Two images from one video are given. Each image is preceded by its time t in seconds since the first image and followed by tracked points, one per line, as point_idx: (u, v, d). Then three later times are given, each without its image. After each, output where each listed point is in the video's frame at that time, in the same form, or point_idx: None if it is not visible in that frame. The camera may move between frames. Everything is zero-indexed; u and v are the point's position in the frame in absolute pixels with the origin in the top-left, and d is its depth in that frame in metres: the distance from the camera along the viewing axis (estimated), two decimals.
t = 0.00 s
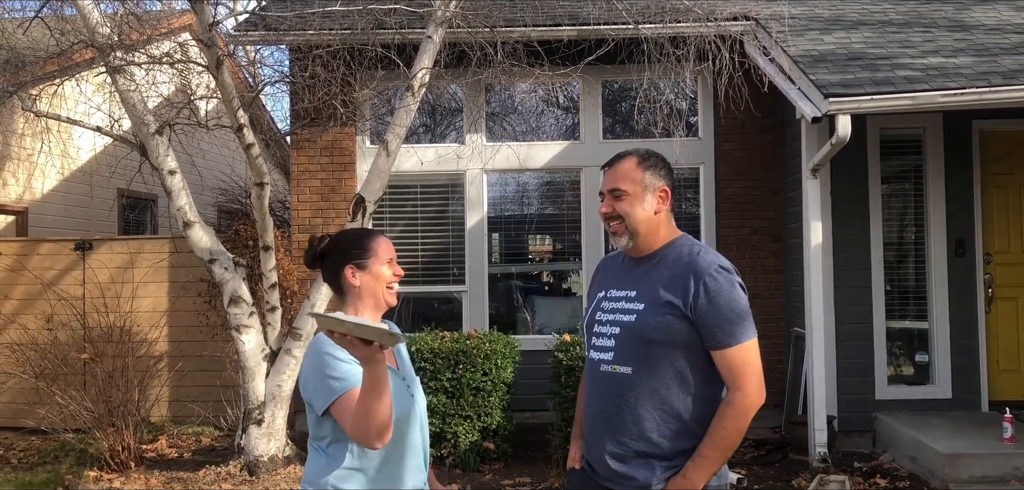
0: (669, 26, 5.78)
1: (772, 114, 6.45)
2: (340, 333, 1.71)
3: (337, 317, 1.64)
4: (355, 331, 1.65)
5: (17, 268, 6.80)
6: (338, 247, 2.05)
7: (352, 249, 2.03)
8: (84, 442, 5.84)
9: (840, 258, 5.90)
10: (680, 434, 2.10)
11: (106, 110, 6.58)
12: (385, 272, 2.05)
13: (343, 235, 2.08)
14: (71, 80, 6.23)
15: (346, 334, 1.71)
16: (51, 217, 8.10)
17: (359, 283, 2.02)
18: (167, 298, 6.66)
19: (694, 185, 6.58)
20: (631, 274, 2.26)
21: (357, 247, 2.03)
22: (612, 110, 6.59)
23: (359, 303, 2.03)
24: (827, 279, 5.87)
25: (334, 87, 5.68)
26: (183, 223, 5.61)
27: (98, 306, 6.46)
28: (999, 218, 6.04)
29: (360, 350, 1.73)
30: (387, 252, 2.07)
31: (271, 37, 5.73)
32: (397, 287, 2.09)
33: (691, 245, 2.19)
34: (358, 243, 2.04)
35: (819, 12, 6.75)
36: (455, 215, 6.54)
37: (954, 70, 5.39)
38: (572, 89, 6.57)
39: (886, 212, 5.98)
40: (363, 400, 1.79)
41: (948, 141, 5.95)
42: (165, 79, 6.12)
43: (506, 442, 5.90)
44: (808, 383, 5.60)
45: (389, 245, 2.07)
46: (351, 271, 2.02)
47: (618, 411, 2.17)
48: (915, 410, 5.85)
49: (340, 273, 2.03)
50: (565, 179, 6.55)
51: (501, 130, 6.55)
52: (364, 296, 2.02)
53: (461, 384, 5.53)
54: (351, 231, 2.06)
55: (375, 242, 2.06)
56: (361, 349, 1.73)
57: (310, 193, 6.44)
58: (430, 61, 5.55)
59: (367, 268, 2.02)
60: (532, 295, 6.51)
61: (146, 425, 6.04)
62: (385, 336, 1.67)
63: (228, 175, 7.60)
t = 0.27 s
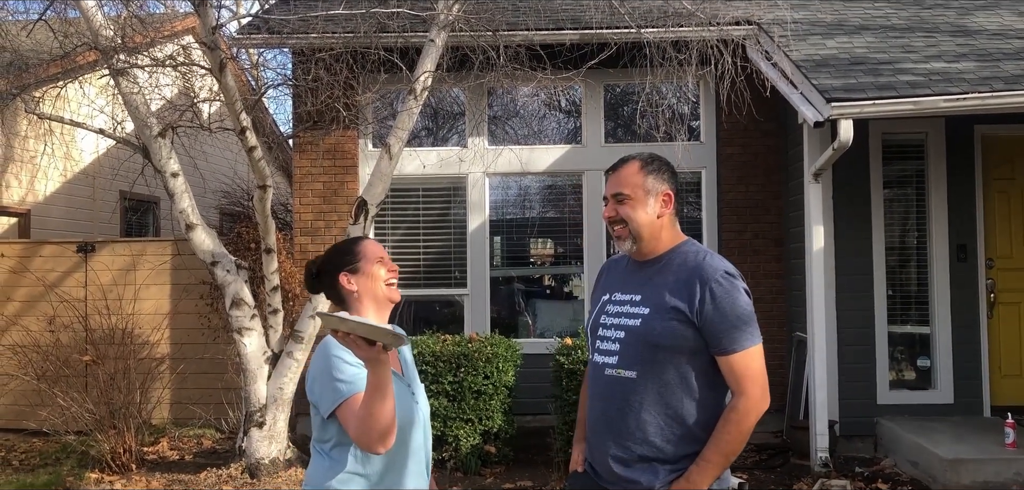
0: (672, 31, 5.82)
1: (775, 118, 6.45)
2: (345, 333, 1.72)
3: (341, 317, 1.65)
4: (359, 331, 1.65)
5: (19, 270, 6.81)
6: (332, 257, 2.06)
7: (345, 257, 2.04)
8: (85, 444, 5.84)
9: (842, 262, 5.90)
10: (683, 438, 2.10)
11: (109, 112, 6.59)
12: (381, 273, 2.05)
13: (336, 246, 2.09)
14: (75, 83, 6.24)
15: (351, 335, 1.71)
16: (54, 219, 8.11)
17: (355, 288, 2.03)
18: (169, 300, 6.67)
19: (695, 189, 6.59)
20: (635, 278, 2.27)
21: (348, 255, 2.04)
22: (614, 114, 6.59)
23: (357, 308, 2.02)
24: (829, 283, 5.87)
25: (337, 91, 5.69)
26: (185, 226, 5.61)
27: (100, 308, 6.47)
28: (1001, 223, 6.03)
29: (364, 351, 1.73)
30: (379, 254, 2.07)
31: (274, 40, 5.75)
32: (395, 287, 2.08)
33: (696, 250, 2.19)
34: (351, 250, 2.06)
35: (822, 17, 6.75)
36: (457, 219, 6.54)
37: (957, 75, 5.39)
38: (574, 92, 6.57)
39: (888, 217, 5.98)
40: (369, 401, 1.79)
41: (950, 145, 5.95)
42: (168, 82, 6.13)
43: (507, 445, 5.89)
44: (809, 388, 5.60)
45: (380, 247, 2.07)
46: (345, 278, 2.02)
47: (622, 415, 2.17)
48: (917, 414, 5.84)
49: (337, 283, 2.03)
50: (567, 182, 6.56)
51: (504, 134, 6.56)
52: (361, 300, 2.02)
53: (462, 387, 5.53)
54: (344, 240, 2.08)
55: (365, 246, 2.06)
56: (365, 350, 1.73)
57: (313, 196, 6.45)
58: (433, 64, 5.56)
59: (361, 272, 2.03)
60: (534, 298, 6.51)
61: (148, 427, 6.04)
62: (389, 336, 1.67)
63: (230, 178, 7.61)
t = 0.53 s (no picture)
0: (674, 34, 5.83)
1: (777, 122, 6.45)
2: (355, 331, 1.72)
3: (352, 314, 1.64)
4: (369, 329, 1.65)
5: (21, 272, 6.81)
6: (329, 267, 2.07)
7: (341, 264, 2.04)
8: (87, 446, 5.84)
9: (844, 266, 5.90)
10: (682, 440, 2.09)
11: (111, 114, 6.59)
12: (376, 277, 2.05)
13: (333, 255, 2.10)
14: (77, 85, 6.25)
15: (360, 333, 1.71)
16: (56, 221, 8.12)
17: (353, 294, 2.02)
18: (171, 302, 6.67)
19: (697, 192, 6.59)
20: (635, 281, 2.27)
21: (343, 262, 2.04)
22: (616, 117, 6.58)
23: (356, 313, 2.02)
24: (831, 287, 5.86)
25: (339, 93, 5.69)
26: (187, 228, 5.61)
27: (102, 310, 6.47)
28: (1003, 227, 6.03)
29: (372, 349, 1.72)
30: (373, 258, 2.07)
31: (276, 43, 5.76)
32: (393, 290, 2.07)
33: (696, 253, 2.19)
34: (348, 257, 2.06)
35: (823, 20, 6.75)
36: (459, 221, 6.54)
37: (959, 79, 5.39)
38: (575, 96, 6.57)
39: (890, 220, 5.98)
40: (375, 401, 1.78)
41: (952, 149, 5.94)
42: (171, 84, 6.14)
43: (508, 448, 5.89)
44: (811, 391, 5.60)
45: (375, 251, 2.07)
46: (342, 285, 2.02)
47: (621, 417, 2.17)
48: (919, 418, 5.84)
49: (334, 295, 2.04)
50: (568, 185, 6.56)
51: (505, 137, 6.56)
52: (358, 305, 2.01)
53: (463, 390, 5.53)
54: (339, 250, 2.08)
55: (358, 251, 2.06)
56: (372, 349, 1.73)
57: (314, 199, 6.45)
58: (435, 67, 5.56)
59: (358, 277, 2.03)
60: (535, 301, 6.51)
61: (149, 430, 6.04)
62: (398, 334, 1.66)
63: (232, 180, 7.61)
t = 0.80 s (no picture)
0: (675, 34, 5.83)
1: (778, 121, 6.43)
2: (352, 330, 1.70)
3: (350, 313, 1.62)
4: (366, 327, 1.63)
5: (21, 273, 6.80)
6: (341, 260, 2.03)
7: (354, 260, 2.02)
8: (87, 447, 5.83)
9: (846, 266, 5.89)
10: (680, 440, 2.08)
11: (112, 115, 6.59)
12: (388, 280, 2.04)
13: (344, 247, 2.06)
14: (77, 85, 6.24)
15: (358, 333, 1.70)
16: (56, 221, 8.11)
17: (365, 292, 2.00)
18: (171, 303, 6.66)
19: (698, 192, 6.58)
20: (636, 280, 2.26)
21: (357, 258, 2.02)
22: (617, 116, 6.57)
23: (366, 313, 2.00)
24: (833, 286, 5.85)
25: (339, 93, 5.69)
26: (188, 228, 5.61)
27: (102, 310, 6.47)
28: (1005, 226, 6.01)
29: (370, 348, 1.70)
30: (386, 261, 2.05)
31: (276, 43, 5.76)
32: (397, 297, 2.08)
33: (699, 253, 2.17)
34: (361, 254, 2.03)
35: (825, 19, 6.74)
36: (460, 222, 6.53)
37: (960, 78, 5.38)
38: (576, 95, 6.56)
39: (891, 220, 5.97)
40: (374, 400, 1.77)
41: (953, 148, 5.93)
42: (171, 85, 6.13)
43: (508, 449, 5.88)
44: (812, 391, 5.59)
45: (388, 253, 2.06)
46: (356, 281, 1.99)
47: (621, 416, 2.16)
48: (920, 418, 5.82)
49: (339, 291, 2.01)
50: (569, 185, 6.55)
51: (506, 137, 6.55)
52: (369, 305, 2.00)
53: (464, 391, 5.52)
54: (346, 247, 2.05)
55: (374, 252, 2.05)
56: (371, 348, 1.71)
57: (315, 199, 6.44)
58: (435, 67, 5.56)
59: (371, 276, 2.01)
60: (536, 302, 6.50)
61: (150, 431, 6.04)
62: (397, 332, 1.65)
63: (233, 181, 7.61)
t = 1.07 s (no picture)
0: (675, 31, 5.82)
1: (778, 119, 6.43)
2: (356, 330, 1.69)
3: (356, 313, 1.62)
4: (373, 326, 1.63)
5: (22, 272, 6.80)
6: (326, 257, 2.04)
7: (342, 257, 2.01)
8: (89, 445, 5.83)
9: (846, 263, 5.89)
10: (682, 438, 2.09)
11: (112, 114, 6.59)
12: (375, 279, 2.03)
13: (332, 243, 2.06)
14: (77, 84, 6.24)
15: (364, 331, 1.70)
16: (57, 220, 8.11)
17: (349, 290, 2.01)
18: (172, 301, 6.67)
19: (698, 189, 6.58)
20: (639, 278, 2.26)
21: (345, 255, 2.02)
22: (617, 114, 6.57)
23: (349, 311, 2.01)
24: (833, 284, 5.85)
25: (339, 91, 5.69)
26: (188, 227, 5.61)
27: (103, 309, 6.48)
28: (1006, 223, 6.01)
29: (377, 347, 1.70)
30: (375, 258, 2.05)
31: (276, 41, 5.77)
32: (385, 295, 2.07)
33: (703, 253, 2.18)
34: (348, 251, 2.03)
35: (825, 16, 6.74)
36: (460, 220, 6.53)
37: (960, 74, 5.38)
38: (576, 93, 6.56)
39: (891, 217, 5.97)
40: (383, 398, 1.78)
41: (954, 145, 5.93)
42: (171, 83, 6.13)
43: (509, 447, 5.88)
44: (813, 389, 5.59)
45: (378, 251, 2.05)
46: (340, 279, 2.00)
47: (623, 413, 2.15)
48: (921, 415, 5.83)
49: (328, 288, 2.02)
50: (570, 183, 6.55)
51: (506, 135, 6.55)
52: (355, 303, 2.00)
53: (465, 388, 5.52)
54: (335, 244, 2.04)
55: (363, 249, 2.04)
56: (378, 345, 1.71)
57: (315, 198, 6.45)
58: (435, 65, 5.56)
59: (356, 275, 2.00)
60: (537, 300, 6.50)
61: (151, 429, 6.04)
62: (404, 329, 1.65)
63: (233, 179, 7.60)
